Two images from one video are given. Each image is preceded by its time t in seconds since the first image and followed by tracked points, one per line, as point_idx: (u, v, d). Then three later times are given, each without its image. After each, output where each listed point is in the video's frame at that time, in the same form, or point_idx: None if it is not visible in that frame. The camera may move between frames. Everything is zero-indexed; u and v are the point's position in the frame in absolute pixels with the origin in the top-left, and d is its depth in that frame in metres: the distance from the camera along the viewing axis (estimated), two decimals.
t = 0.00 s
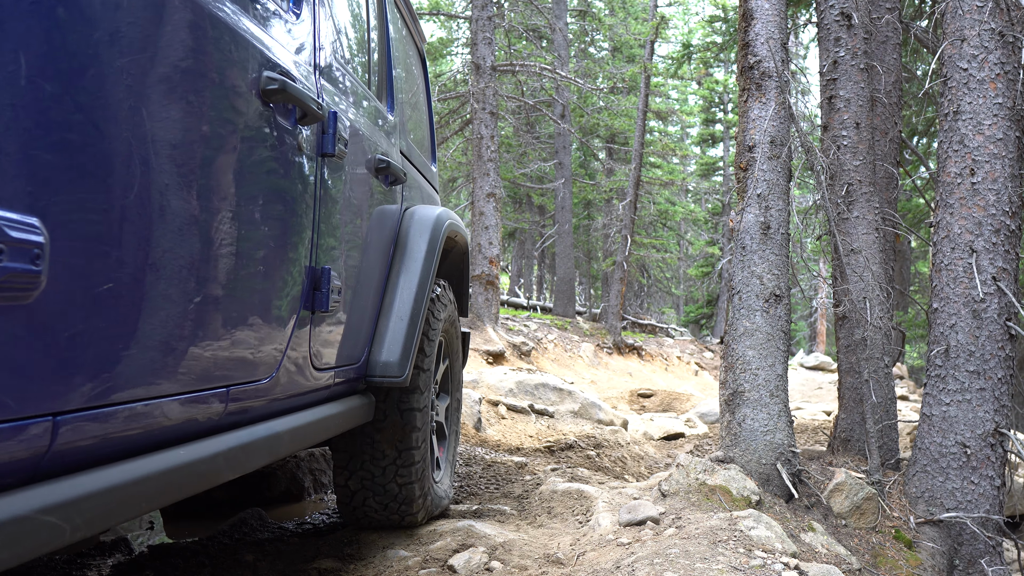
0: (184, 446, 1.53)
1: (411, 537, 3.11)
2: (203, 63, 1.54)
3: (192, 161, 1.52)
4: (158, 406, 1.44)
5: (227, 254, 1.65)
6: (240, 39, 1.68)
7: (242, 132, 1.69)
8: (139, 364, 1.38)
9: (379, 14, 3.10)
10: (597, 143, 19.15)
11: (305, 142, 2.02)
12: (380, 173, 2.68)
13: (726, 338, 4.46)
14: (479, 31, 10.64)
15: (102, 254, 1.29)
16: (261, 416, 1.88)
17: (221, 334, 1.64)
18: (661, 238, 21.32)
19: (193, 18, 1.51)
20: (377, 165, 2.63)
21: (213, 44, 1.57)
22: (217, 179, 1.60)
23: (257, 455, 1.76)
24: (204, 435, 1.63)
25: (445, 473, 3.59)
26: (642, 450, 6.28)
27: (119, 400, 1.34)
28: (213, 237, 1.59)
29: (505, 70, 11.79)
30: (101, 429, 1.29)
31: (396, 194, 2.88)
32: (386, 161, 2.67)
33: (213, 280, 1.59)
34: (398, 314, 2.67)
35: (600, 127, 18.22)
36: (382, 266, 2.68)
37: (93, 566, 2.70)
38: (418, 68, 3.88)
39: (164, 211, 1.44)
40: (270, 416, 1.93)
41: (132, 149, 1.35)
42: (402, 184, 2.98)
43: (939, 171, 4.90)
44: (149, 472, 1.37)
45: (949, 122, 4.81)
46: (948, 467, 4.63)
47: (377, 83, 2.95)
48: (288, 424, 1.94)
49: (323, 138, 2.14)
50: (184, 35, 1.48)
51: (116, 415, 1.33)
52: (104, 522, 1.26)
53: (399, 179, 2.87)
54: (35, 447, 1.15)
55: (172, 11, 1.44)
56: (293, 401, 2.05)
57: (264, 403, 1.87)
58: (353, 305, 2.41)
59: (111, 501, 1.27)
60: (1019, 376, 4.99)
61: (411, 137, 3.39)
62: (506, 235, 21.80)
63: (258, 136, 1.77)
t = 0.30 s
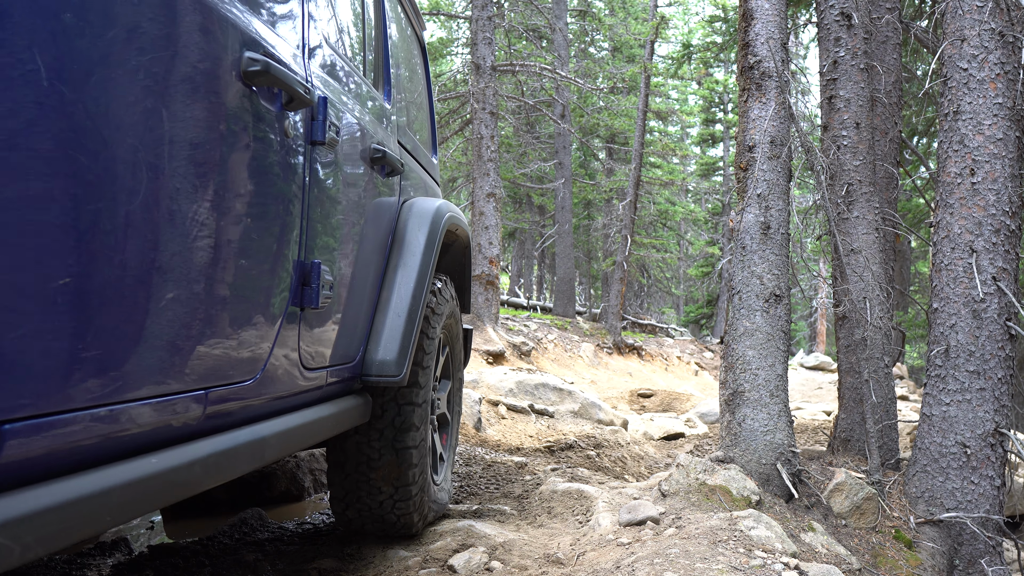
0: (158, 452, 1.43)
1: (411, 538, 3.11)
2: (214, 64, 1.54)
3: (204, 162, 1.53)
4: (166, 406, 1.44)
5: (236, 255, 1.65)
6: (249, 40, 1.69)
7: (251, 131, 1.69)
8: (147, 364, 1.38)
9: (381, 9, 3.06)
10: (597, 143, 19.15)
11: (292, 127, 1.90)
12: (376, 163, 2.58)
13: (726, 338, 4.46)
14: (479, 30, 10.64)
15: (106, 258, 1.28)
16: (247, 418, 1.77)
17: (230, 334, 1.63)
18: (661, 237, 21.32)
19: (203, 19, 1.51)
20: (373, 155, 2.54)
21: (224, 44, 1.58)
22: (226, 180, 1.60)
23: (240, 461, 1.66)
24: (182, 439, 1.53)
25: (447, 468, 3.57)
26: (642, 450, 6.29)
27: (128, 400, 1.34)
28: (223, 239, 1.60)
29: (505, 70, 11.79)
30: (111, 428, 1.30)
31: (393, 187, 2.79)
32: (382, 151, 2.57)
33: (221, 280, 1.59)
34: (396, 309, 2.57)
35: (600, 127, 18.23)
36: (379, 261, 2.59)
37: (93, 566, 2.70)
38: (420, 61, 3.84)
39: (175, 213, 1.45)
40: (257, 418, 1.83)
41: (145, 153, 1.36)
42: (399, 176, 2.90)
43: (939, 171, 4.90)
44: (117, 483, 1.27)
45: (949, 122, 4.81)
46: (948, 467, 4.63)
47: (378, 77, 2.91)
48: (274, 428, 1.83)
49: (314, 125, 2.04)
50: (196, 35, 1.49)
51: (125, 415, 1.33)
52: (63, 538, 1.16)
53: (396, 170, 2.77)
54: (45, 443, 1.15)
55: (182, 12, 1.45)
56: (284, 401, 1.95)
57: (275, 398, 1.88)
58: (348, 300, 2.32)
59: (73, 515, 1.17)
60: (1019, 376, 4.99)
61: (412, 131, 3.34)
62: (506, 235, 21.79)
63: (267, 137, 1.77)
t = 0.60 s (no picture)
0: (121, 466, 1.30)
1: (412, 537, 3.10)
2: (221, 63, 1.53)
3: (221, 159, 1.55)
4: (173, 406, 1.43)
5: (244, 254, 1.64)
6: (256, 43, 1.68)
7: (258, 131, 1.68)
8: (154, 364, 1.38)
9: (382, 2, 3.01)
10: (597, 143, 19.15)
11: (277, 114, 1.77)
12: (371, 156, 2.45)
13: (726, 338, 4.46)
14: (479, 30, 10.64)
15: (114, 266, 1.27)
16: (228, 427, 1.65)
17: (235, 333, 1.62)
18: (661, 237, 21.32)
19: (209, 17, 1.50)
20: (367, 147, 2.41)
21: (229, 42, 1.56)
22: (235, 179, 1.60)
23: (221, 472, 1.54)
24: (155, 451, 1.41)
25: (447, 466, 3.54)
26: (642, 450, 6.28)
27: (136, 400, 1.34)
28: (234, 237, 1.60)
29: (505, 70, 11.78)
30: (120, 428, 1.30)
31: (390, 181, 2.67)
32: (377, 142, 2.44)
33: (228, 279, 1.59)
34: (392, 310, 2.46)
35: (600, 127, 18.24)
36: (374, 259, 2.48)
37: (93, 566, 2.70)
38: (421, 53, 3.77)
39: (189, 211, 1.45)
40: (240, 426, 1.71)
41: (162, 152, 1.38)
42: (398, 170, 2.79)
43: (939, 171, 4.89)
44: (68, 504, 1.14)
45: (949, 122, 4.81)
46: (948, 467, 4.63)
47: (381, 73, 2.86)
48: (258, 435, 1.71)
49: (300, 114, 1.91)
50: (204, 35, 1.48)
51: (134, 414, 1.33)
52: (19, 561, 1.05)
53: (394, 164, 2.65)
54: (53, 445, 1.15)
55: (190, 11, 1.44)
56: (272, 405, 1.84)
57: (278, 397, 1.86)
58: (342, 301, 2.21)
59: (22, 537, 1.06)
60: (1018, 376, 4.99)
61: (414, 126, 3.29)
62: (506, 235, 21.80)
63: (274, 137, 1.76)
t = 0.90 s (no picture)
0: (73, 496, 1.19)
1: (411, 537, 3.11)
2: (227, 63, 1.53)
3: (234, 152, 1.56)
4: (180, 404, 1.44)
5: (253, 249, 1.64)
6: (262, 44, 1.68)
7: (264, 131, 1.68)
8: (163, 359, 1.38)
9: None
10: (597, 143, 19.15)
11: (259, 107, 1.65)
12: (367, 152, 2.34)
13: (726, 338, 4.46)
14: (479, 31, 10.64)
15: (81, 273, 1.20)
16: (208, 441, 1.56)
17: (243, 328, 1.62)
18: (661, 237, 21.31)
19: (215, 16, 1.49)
20: (362, 143, 2.30)
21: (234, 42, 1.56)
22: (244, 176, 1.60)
23: (197, 491, 1.45)
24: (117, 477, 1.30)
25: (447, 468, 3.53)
26: (642, 450, 6.28)
27: (145, 395, 1.34)
28: (247, 229, 1.61)
29: (505, 70, 11.77)
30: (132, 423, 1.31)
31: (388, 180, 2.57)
32: (373, 138, 2.33)
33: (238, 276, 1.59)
34: (387, 316, 2.36)
35: (600, 127, 18.23)
36: (369, 263, 2.38)
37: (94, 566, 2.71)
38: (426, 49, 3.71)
39: (202, 204, 1.46)
40: (216, 443, 1.60)
41: (177, 146, 1.39)
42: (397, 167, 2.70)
43: (939, 171, 4.89)
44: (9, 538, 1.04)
45: (949, 122, 4.80)
46: (948, 468, 4.63)
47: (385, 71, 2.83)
48: (234, 454, 1.60)
49: (287, 108, 1.80)
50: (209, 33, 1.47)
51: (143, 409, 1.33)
52: None
53: (393, 161, 2.55)
54: (65, 435, 1.17)
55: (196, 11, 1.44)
56: (253, 420, 1.74)
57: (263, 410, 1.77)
58: (334, 307, 2.11)
59: None
60: (1019, 376, 4.98)
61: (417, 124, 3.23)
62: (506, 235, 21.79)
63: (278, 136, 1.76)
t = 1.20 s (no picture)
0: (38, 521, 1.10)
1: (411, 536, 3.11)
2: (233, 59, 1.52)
3: (242, 142, 1.54)
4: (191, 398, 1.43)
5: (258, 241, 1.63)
6: (259, 37, 1.62)
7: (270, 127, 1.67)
8: (173, 350, 1.36)
9: None
10: (597, 143, 19.15)
11: (237, 95, 1.51)
12: (362, 146, 2.22)
13: (726, 338, 4.45)
14: (479, 31, 10.64)
15: (41, 276, 1.10)
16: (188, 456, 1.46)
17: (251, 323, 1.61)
18: (661, 237, 21.31)
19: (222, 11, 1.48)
20: (355, 136, 2.17)
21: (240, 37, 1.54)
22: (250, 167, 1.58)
23: (165, 517, 1.34)
24: (83, 498, 1.20)
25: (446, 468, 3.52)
26: (642, 450, 6.28)
27: (157, 386, 1.32)
28: (252, 218, 1.59)
29: (505, 70, 11.77)
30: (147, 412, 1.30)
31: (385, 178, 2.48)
32: (368, 132, 2.20)
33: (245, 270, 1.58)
34: (381, 321, 2.25)
35: (600, 127, 18.23)
36: (363, 265, 2.27)
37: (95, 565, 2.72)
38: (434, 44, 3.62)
39: (212, 191, 1.44)
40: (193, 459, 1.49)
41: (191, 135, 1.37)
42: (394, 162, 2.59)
43: (939, 171, 4.89)
44: None
45: (948, 122, 4.80)
46: (948, 467, 4.63)
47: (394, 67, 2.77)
48: (209, 473, 1.48)
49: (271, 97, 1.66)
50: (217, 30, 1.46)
51: (156, 398, 1.32)
52: None
53: (390, 156, 2.44)
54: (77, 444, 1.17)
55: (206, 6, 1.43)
56: (236, 433, 1.63)
57: (251, 420, 1.67)
58: (325, 312, 2.01)
59: None
60: (1019, 376, 4.98)
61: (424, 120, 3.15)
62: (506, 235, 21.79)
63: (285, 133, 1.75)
